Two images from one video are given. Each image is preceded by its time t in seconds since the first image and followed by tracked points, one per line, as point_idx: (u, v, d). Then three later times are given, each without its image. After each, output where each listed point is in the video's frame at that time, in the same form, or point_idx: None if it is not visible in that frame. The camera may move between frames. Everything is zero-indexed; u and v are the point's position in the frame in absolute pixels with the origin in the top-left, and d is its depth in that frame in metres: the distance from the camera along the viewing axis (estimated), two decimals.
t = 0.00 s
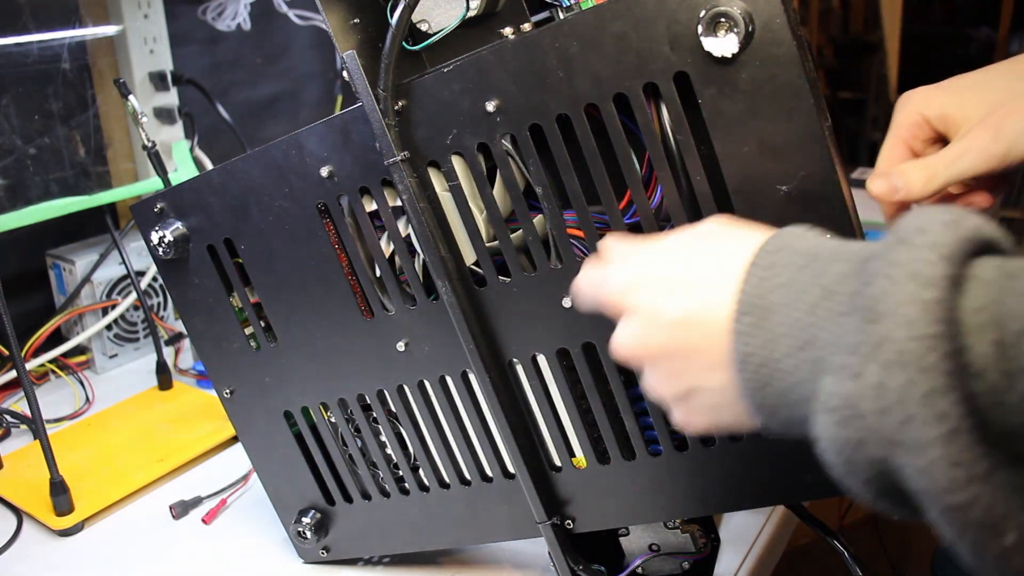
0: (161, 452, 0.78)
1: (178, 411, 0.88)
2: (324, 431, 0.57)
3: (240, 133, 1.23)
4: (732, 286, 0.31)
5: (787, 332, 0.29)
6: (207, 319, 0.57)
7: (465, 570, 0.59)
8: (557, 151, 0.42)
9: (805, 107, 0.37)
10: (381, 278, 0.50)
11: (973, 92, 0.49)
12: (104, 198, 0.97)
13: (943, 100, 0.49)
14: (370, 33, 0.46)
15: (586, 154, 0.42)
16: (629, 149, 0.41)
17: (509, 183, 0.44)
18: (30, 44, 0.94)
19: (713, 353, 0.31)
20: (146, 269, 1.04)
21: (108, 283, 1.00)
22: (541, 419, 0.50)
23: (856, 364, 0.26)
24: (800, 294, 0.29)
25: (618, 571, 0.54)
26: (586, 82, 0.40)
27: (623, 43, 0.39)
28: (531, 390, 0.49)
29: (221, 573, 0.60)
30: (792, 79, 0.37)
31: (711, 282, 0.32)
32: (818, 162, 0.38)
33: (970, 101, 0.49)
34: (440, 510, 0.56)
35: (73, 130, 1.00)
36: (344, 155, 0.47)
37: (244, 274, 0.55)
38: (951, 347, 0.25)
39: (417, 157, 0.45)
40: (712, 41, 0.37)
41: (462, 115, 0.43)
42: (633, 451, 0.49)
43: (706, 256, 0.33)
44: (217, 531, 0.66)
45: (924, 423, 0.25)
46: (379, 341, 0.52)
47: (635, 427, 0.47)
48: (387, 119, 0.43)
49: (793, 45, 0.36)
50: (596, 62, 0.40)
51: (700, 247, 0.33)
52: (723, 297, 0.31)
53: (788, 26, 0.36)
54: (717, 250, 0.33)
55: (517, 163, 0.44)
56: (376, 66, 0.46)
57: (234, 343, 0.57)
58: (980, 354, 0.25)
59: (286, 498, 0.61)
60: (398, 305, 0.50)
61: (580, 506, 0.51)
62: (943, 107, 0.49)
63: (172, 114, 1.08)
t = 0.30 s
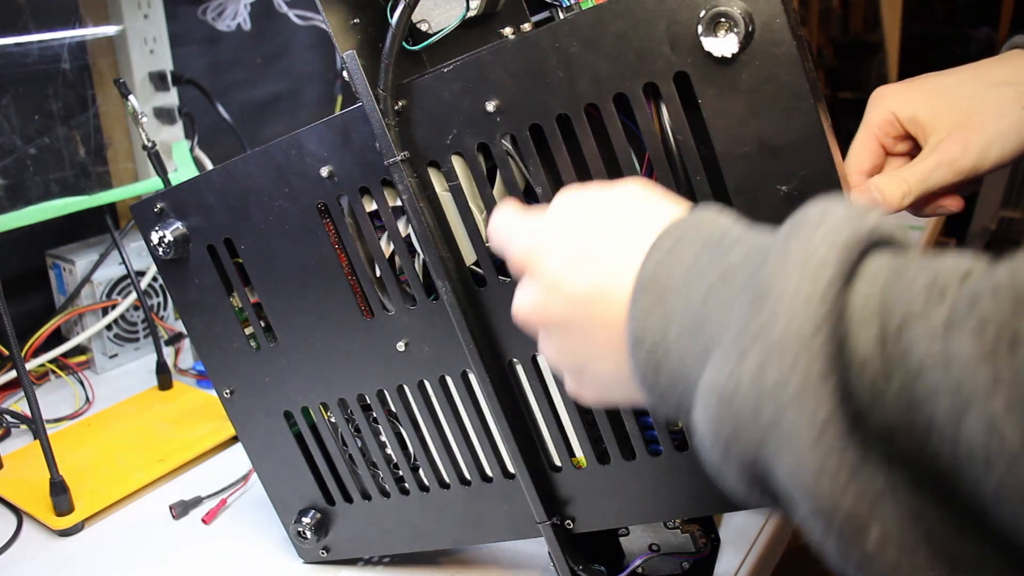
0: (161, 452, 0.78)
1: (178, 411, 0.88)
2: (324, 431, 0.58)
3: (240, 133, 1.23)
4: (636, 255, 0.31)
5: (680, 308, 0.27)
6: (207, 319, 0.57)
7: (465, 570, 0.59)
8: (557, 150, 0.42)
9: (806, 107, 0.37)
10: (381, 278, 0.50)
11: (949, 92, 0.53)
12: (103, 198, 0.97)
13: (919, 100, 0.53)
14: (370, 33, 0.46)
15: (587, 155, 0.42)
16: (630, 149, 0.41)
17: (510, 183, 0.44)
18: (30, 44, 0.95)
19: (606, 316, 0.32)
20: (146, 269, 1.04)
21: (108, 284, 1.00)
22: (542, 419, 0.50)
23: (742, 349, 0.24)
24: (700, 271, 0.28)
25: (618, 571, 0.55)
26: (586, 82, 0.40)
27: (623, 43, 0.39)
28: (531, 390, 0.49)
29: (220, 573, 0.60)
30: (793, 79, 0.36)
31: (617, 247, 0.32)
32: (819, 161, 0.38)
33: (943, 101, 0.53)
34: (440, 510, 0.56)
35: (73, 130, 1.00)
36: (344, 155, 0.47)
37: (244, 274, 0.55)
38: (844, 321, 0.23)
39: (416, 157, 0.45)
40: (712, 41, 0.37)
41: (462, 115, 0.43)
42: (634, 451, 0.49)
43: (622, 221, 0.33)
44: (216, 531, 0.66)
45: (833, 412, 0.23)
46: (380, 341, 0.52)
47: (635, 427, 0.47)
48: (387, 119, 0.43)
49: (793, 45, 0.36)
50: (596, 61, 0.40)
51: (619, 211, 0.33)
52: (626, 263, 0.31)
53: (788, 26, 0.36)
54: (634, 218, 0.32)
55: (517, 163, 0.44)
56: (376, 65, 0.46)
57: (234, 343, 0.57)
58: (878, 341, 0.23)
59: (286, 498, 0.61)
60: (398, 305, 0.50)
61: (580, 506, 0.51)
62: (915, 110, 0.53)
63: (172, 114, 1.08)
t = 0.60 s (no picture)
0: (161, 452, 0.78)
1: (178, 411, 0.88)
2: (324, 431, 0.57)
3: (240, 133, 1.23)
4: (692, 305, 0.31)
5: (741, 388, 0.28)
6: (207, 319, 0.57)
7: (466, 570, 0.59)
8: (557, 151, 0.42)
9: (806, 107, 0.37)
10: (381, 278, 0.50)
11: (946, 83, 0.52)
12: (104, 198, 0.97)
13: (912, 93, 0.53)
14: (370, 33, 0.46)
15: (587, 155, 0.42)
16: (630, 149, 0.41)
17: (510, 183, 0.44)
18: (30, 44, 0.94)
19: (672, 379, 0.30)
20: (146, 269, 1.04)
21: (108, 283, 1.00)
22: (542, 419, 0.50)
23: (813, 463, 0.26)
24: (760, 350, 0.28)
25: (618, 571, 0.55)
26: (586, 82, 0.40)
27: (623, 43, 0.39)
28: (531, 390, 0.49)
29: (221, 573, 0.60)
30: (793, 79, 0.36)
31: (673, 297, 0.31)
32: (820, 161, 0.37)
33: (941, 94, 0.52)
34: (441, 510, 0.56)
35: (73, 130, 1.00)
36: (344, 156, 0.47)
37: (244, 274, 0.55)
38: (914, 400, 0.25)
39: (416, 157, 0.45)
40: (712, 41, 0.37)
41: (462, 115, 0.43)
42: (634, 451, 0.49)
43: (666, 267, 0.32)
44: (216, 531, 0.66)
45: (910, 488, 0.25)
46: (380, 341, 0.52)
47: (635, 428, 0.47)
48: (387, 119, 0.43)
49: (794, 45, 0.36)
50: (596, 61, 0.40)
51: (656, 258, 0.32)
52: (685, 315, 0.31)
53: (788, 26, 0.36)
54: (681, 268, 0.32)
55: (517, 164, 0.44)
56: (376, 65, 0.46)
57: (234, 343, 0.57)
58: (953, 438, 0.24)
59: (286, 498, 0.61)
60: (398, 305, 0.50)
61: (580, 506, 0.51)
62: (911, 108, 0.53)
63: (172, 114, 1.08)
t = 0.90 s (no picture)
0: (161, 451, 0.78)
1: (178, 411, 0.88)
2: (324, 431, 0.57)
3: (240, 133, 1.23)
4: (801, 416, 0.28)
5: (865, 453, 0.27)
6: (207, 319, 0.57)
7: (466, 570, 0.59)
8: (557, 151, 0.42)
9: (806, 107, 0.37)
10: (381, 278, 0.50)
11: (938, 68, 0.52)
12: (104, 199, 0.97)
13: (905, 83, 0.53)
14: (370, 33, 0.46)
15: (587, 155, 0.42)
16: (629, 149, 0.41)
17: (510, 183, 0.44)
18: (30, 44, 0.94)
19: (787, 458, 0.28)
20: (146, 269, 1.04)
21: (108, 283, 1.00)
22: (541, 418, 0.50)
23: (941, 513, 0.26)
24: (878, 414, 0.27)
25: (618, 571, 0.55)
26: (586, 82, 0.40)
27: (623, 43, 0.39)
28: (531, 390, 0.49)
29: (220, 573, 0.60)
30: (793, 79, 0.36)
31: (777, 420, 0.28)
32: (820, 161, 0.37)
33: (932, 78, 0.52)
34: (441, 510, 0.56)
35: (73, 130, 1.00)
36: (344, 155, 0.47)
37: (244, 274, 0.55)
38: None
39: (416, 157, 0.45)
40: (712, 41, 0.37)
41: (462, 115, 0.43)
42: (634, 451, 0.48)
43: (764, 384, 0.29)
44: (216, 531, 0.66)
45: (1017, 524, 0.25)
46: (380, 341, 0.52)
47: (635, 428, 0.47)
48: (387, 119, 0.44)
49: (794, 45, 0.36)
50: (596, 61, 0.40)
51: (749, 368, 0.30)
52: (797, 426, 0.28)
53: (788, 26, 0.36)
54: (776, 360, 0.30)
55: (517, 163, 0.44)
56: (376, 66, 0.46)
57: (234, 343, 0.57)
58: None
59: (286, 498, 0.61)
60: (398, 305, 0.50)
61: (580, 506, 0.51)
62: (905, 96, 0.53)
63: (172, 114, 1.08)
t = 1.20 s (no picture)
0: (161, 451, 0.78)
1: (178, 411, 0.88)
2: (324, 431, 0.57)
3: (240, 133, 1.24)
4: None
5: None
6: (207, 319, 0.57)
7: (466, 570, 0.59)
8: (557, 151, 0.42)
9: (806, 107, 0.37)
10: (381, 278, 0.50)
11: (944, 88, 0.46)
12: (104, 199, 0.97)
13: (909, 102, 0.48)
14: (370, 33, 0.46)
15: (587, 155, 0.42)
16: (629, 149, 0.41)
17: (510, 183, 0.44)
18: (30, 44, 0.94)
19: None
20: (146, 269, 1.04)
21: (108, 283, 1.00)
22: (541, 418, 0.50)
23: None
24: None
25: (618, 570, 0.55)
26: (586, 82, 0.40)
27: (623, 43, 0.39)
28: (531, 390, 0.49)
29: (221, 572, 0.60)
30: (793, 79, 0.36)
31: None
32: (820, 162, 0.37)
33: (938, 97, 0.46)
34: (441, 510, 0.56)
35: (73, 130, 1.00)
36: (344, 155, 0.47)
37: (244, 274, 0.55)
38: None
39: (416, 157, 0.45)
40: (712, 41, 0.37)
41: (462, 115, 0.43)
42: (634, 451, 0.49)
43: None
44: (217, 531, 0.66)
45: None
46: (379, 341, 0.52)
47: (635, 427, 0.47)
48: (387, 119, 0.44)
49: (794, 45, 0.36)
50: (596, 61, 0.40)
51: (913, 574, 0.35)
52: None
53: (789, 25, 0.36)
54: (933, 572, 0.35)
55: (517, 163, 0.44)
56: (376, 65, 0.46)
57: (234, 343, 0.57)
58: None
59: (286, 498, 0.61)
60: (398, 305, 0.50)
61: (580, 506, 0.51)
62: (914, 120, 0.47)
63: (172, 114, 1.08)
